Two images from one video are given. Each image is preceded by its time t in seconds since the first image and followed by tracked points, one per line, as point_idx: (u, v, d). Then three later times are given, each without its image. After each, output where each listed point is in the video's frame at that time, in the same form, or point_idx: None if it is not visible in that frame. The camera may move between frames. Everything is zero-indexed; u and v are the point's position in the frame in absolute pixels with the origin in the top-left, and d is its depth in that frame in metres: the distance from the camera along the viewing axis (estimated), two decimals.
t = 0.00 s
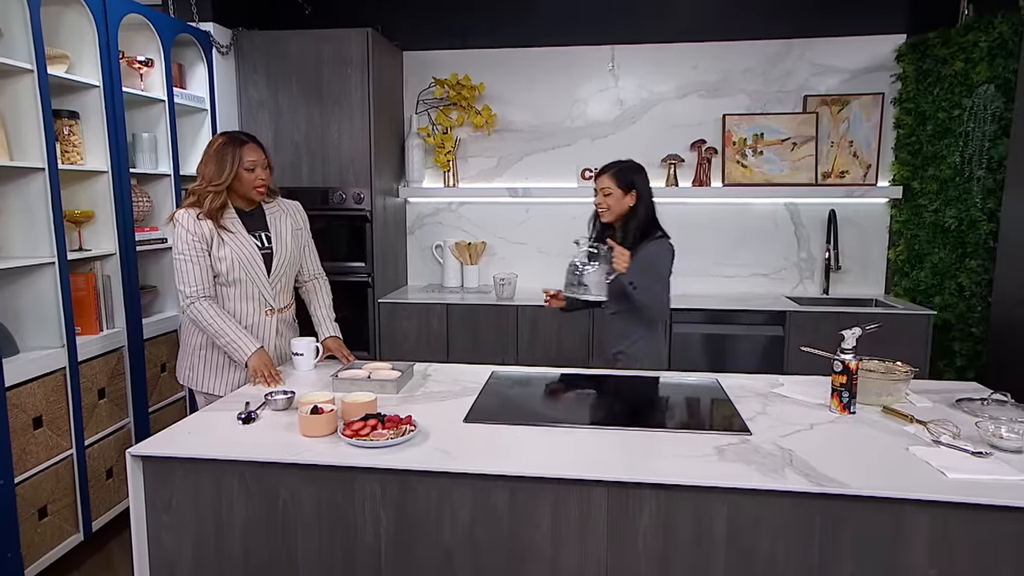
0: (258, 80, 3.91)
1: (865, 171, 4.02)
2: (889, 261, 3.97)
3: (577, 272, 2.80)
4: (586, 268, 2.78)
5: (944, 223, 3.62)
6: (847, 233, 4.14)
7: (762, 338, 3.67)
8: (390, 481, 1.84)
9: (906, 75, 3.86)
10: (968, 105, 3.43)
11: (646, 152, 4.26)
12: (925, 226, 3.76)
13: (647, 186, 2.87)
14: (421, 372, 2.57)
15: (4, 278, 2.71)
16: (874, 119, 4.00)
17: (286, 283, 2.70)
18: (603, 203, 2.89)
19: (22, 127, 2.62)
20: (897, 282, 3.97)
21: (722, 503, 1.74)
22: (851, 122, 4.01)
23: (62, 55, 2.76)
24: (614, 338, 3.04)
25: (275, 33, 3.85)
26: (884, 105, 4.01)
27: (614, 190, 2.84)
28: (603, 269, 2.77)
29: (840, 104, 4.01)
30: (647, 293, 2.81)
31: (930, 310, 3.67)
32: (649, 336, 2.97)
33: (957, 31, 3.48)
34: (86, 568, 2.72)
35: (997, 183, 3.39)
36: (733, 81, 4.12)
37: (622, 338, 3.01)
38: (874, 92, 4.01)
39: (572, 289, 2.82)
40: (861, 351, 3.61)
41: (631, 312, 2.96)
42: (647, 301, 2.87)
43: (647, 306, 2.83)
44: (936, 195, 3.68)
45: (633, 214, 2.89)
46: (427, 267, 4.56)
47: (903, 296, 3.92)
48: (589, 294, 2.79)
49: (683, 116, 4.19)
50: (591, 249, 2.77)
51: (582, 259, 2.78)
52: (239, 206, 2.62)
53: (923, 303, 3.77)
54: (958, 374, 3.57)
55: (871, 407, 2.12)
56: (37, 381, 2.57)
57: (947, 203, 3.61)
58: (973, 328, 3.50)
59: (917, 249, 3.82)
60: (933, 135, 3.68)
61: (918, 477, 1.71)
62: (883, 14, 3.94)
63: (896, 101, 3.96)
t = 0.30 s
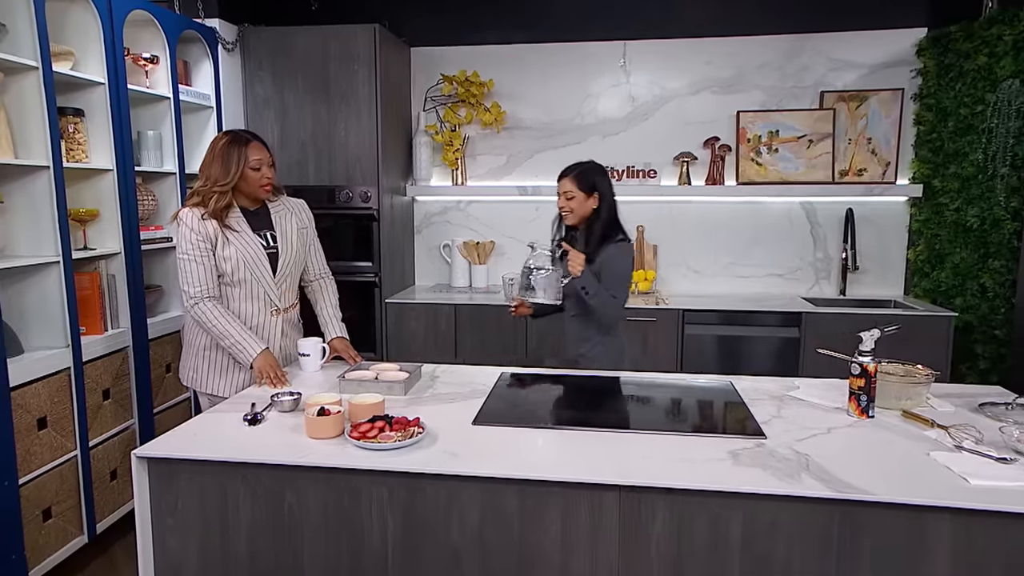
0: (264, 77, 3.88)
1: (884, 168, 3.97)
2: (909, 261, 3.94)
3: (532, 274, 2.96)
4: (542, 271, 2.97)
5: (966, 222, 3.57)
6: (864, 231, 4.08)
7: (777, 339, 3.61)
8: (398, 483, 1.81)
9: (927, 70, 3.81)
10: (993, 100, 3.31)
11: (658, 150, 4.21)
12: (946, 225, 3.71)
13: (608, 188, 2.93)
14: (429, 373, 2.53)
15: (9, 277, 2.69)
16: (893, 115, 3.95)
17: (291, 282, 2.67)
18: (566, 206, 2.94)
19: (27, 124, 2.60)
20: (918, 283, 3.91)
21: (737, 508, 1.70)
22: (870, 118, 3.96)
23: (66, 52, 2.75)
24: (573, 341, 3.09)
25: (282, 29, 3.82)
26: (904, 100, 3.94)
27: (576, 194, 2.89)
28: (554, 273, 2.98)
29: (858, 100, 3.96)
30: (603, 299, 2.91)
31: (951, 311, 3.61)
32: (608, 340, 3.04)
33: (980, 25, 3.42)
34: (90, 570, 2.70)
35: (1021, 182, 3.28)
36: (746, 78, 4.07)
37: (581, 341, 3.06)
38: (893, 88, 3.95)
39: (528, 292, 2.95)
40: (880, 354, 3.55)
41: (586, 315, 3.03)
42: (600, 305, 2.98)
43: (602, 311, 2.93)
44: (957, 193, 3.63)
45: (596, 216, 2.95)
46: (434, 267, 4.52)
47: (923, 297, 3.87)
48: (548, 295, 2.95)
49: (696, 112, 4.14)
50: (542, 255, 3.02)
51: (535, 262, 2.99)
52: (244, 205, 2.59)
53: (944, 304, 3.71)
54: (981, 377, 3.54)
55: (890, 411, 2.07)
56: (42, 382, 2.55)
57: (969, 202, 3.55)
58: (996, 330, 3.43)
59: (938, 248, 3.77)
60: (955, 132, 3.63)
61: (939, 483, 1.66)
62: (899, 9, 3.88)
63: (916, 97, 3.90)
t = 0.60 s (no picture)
0: (273, 74, 3.86)
1: (907, 166, 3.89)
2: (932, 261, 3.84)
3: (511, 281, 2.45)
4: (524, 277, 2.44)
5: (993, 222, 3.51)
6: (886, 230, 4.01)
7: (795, 341, 3.55)
8: (407, 486, 1.77)
9: (951, 65, 3.73)
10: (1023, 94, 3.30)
11: (672, 148, 4.15)
12: (970, 224, 3.64)
13: (571, 181, 2.87)
14: (439, 375, 2.49)
15: (17, 277, 2.67)
16: (917, 111, 3.86)
17: (299, 282, 2.64)
18: (536, 201, 2.83)
19: (36, 122, 2.59)
20: (941, 283, 3.82)
21: (755, 514, 1.65)
22: (892, 114, 3.88)
23: (75, 49, 2.74)
24: (550, 338, 2.97)
25: (291, 25, 3.79)
26: (927, 96, 3.86)
27: (546, 187, 2.79)
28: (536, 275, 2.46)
29: (880, 96, 3.88)
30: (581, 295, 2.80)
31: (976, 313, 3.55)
32: (588, 335, 2.96)
33: (1009, 17, 3.35)
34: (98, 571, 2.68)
35: None
36: (763, 73, 4.01)
37: (558, 337, 2.95)
38: (916, 83, 3.86)
39: (509, 302, 2.49)
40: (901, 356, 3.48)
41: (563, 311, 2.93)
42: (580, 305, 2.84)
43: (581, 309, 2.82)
44: (982, 192, 3.56)
45: (563, 210, 2.87)
46: (444, 267, 4.49)
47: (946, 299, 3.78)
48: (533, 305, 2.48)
49: (712, 109, 4.08)
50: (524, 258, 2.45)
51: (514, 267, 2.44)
52: (252, 205, 2.56)
53: (968, 306, 3.65)
54: (1008, 381, 3.47)
55: (913, 415, 2.02)
56: (50, 381, 2.54)
57: (996, 200, 3.50)
58: None
59: (961, 248, 3.71)
60: (980, 128, 3.55)
61: (965, 490, 1.61)
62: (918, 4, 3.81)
63: (941, 92, 3.82)
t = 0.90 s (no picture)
0: (284, 71, 3.83)
1: (932, 164, 3.81)
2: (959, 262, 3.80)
3: (502, 292, 2.42)
4: (515, 287, 2.41)
5: None
6: (910, 229, 3.93)
7: (815, 343, 3.48)
8: (420, 489, 1.74)
9: (980, 58, 3.66)
10: None
11: (689, 146, 4.10)
12: (1000, 223, 3.61)
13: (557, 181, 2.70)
14: (451, 376, 2.45)
15: (28, 276, 2.66)
16: (943, 106, 3.78)
17: (310, 281, 2.61)
18: (521, 205, 2.65)
19: (47, 120, 2.58)
20: (968, 285, 3.78)
21: (775, 520, 1.60)
22: (917, 110, 3.80)
23: (86, 47, 2.73)
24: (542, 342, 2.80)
25: (302, 22, 3.77)
26: (955, 91, 3.77)
27: (532, 190, 2.62)
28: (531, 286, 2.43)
29: (905, 92, 3.80)
30: (579, 303, 2.61)
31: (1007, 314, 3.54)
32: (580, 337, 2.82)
33: None
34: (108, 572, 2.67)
35: None
36: (785, 68, 3.94)
37: (552, 341, 2.80)
38: (943, 78, 3.78)
39: (502, 315, 2.44)
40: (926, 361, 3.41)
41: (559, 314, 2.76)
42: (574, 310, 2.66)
43: (579, 316, 2.64)
44: (1012, 190, 3.53)
45: (551, 212, 2.70)
46: (457, 267, 4.45)
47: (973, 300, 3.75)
48: (527, 317, 2.43)
49: (733, 105, 4.02)
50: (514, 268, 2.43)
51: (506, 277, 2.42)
52: (261, 204, 2.53)
53: (997, 307, 3.63)
54: None
55: (939, 420, 1.96)
56: (60, 381, 2.52)
57: None
58: None
59: (990, 248, 3.68)
60: (1010, 124, 3.52)
61: (994, 498, 1.56)
62: None
63: (968, 87, 3.75)
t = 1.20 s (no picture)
0: (295, 68, 3.81)
1: (960, 161, 3.74)
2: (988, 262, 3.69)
3: (500, 310, 2.23)
4: (514, 304, 2.23)
5: None
6: (936, 228, 3.86)
7: (836, 346, 3.42)
8: (432, 492, 1.70)
9: (1011, 53, 3.53)
10: None
11: (707, 144, 4.04)
12: None
13: (549, 182, 2.58)
14: (464, 378, 2.41)
15: (39, 275, 2.65)
16: (972, 102, 3.70)
17: (321, 281, 2.59)
18: (512, 210, 2.54)
19: (59, 118, 2.57)
20: (998, 286, 3.66)
21: (797, 527, 1.55)
22: (945, 106, 3.73)
23: (98, 44, 2.71)
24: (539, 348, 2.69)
25: (314, 18, 3.75)
26: (984, 86, 3.70)
27: (523, 194, 2.51)
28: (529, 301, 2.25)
29: (932, 87, 3.73)
30: (580, 312, 2.52)
31: None
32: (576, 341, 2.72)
33: None
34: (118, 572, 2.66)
35: None
36: (807, 64, 3.88)
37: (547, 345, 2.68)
38: (972, 73, 3.71)
39: (502, 335, 2.24)
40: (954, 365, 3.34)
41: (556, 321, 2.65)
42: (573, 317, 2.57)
43: (580, 325, 2.55)
44: None
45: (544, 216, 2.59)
46: (469, 267, 4.41)
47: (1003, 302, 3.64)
48: (530, 334, 2.23)
49: (752, 101, 3.96)
50: (511, 283, 2.25)
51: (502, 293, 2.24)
52: (272, 204, 2.51)
53: None
54: None
55: (967, 426, 1.90)
56: (71, 381, 2.51)
57: None
58: None
59: (1020, 249, 3.54)
60: None
61: None
62: None
63: (999, 82, 3.65)
